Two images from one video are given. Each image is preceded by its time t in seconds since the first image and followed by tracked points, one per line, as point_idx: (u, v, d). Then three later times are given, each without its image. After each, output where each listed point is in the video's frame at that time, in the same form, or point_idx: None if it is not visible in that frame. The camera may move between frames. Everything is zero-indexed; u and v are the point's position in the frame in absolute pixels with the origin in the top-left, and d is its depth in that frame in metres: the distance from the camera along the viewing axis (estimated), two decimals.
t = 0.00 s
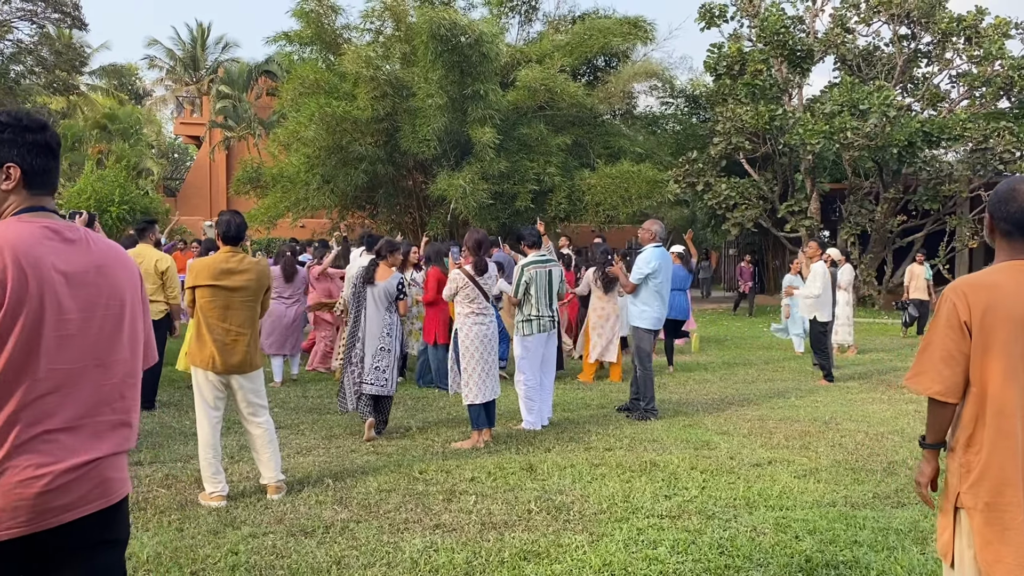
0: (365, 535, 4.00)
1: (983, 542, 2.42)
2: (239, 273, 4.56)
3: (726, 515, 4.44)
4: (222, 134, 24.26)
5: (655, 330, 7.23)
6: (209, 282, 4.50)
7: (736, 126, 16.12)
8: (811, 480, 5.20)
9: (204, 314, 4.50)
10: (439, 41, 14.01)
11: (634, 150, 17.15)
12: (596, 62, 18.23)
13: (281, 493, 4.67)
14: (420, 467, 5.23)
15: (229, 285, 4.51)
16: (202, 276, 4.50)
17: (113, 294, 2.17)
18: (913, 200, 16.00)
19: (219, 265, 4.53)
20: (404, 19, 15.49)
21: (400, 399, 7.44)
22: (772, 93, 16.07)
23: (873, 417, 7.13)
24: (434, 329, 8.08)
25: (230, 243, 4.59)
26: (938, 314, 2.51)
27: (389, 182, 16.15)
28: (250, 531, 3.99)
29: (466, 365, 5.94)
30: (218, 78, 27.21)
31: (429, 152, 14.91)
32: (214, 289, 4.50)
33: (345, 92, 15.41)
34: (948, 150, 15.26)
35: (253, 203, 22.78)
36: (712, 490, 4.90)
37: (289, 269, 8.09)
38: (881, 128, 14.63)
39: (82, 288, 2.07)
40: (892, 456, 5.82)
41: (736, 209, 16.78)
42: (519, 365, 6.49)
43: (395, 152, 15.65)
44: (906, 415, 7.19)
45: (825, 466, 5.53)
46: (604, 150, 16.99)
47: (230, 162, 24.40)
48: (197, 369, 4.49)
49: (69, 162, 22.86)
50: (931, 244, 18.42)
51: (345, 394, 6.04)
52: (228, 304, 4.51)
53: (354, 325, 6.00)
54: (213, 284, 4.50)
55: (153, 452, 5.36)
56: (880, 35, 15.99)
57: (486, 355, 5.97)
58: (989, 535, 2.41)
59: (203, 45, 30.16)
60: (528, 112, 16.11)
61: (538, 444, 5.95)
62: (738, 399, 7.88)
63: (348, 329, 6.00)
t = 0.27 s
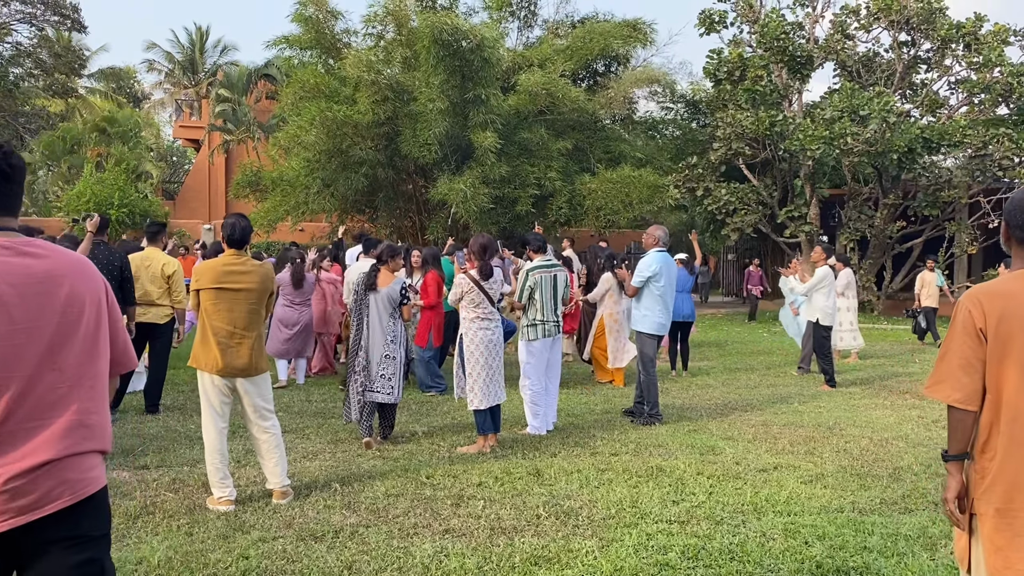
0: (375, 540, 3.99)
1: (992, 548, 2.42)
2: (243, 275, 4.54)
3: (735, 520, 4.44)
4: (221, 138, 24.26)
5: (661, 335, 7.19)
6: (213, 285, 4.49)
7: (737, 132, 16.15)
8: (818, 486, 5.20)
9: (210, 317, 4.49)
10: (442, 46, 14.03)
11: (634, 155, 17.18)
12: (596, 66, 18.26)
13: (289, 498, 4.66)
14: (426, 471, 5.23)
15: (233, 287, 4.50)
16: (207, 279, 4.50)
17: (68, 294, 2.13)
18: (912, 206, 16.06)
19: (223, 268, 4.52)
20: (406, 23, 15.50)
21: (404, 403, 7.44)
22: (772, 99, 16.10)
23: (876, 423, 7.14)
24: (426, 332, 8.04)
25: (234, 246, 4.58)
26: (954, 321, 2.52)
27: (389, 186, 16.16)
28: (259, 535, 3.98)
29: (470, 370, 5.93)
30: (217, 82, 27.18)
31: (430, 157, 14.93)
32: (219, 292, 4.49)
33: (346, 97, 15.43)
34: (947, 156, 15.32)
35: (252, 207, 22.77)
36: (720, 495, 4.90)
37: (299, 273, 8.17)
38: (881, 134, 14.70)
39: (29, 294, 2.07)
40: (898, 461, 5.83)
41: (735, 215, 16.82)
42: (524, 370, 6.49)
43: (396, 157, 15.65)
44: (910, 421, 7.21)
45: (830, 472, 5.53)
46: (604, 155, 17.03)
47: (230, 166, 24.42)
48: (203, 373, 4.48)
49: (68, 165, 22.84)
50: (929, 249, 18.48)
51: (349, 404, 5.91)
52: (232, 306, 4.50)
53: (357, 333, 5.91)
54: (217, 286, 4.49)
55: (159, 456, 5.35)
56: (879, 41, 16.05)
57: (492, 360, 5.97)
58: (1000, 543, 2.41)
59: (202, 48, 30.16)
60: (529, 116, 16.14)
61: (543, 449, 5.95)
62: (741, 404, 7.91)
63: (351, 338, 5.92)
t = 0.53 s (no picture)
0: (381, 546, 3.98)
1: (1009, 559, 2.42)
2: (255, 279, 4.54)
3: (740, 527, 4.44)
4: (220, 141, 24.26)
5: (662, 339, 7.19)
6: (225, 289, 4.49)
7: (737, 138, 16.19)
8: (822, 493, 5.20)
9: (222, 322, 4.49)
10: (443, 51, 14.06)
11: (634, 160, 17.21)
12: (596, 72, 18.29)
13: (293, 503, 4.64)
14: (431, 477, 5.22)
15: (245, 292, 4.49)
16: (219, 284, 4.50)
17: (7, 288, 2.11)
18: (911, 213, 16.10)
19: (235, 272, 4.52)
20: (408, 28, 15.52)
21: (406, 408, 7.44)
22: (772, 106, 16.14)
23: (879, 430, 7.15)
24: (426, 338, 8.13)
25: (246, 250, 4.58)
26: (968, 331, 2.53)
27: (389, 191, 16.17)
28: (265, 541, 3.97)
29: (473, 376, 5.92)
30: (217, 85, 27.18)
31: (431, 161, 14.93)
32: (231, 296, 4.49)
33: (346, 101, 15.43)
34: (946, 163, 15.36)
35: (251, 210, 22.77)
36: (724, 502, 4.90)
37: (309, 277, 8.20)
38: (881, 141, 14.75)
39: None
40: (901, 468, 5.84)
41: (735, 220, 16.85)
42: (527, 375, 6.49)
43: (396, 161, 15.65)
44: (912, 428, 7.22)
45: (834, 478, 5.53)
46: (604, 160, 17.06)
47: (229, 170, 24.42)
48: (215, 378, 4.49)
49: (67, 168, 22.83)
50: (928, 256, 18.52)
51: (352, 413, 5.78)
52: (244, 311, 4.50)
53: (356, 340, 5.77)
54: (229, 291, 4.49)
55: (163, 461, 5.33)
56: (879, 48, 16.09)
57: (495, 366, 5.97)
58: (1016, 552, 2.41)
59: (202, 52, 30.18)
60: (529, 121, 16.16)
61: (548, 455, 5.95)
62: (743, 410, 7.91)
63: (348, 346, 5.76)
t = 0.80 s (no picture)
0: (386, 551, 3.97)
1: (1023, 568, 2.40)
2: (270, 283, 4.57)
3: (746, 533, 4.43)
4: (220, 144, 24.26)
5: (661, 342, 7.13)
6: (240, 292, 4.51)
7: (738, 143, 16.20)
8: (827, 499, 5.19)
9: (237, 324, 4.50)
10: (445, 54, 14.07)
11: (635, 164, 17.22)
12: (597, 76, 18.29)
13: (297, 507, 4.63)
14: (434, 481, 5.21)
15: (260, 295, 4.52)
16: (234, 287, 4.51)
17: None
18: (912, 218, 16.11)
19: (250, 276, 4.54)
20: (410, 31, 15.51)
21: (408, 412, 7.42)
22: (773, 110, 16.15)
23: (882, 435, 7.14)
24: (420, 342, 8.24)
25: (260, 255, 4.60)
26: (977, 338, 2.53)
27: (390, 194, 16.16)
28: (269, 545, 3.96)
29: (477, 380, 5.91)
30: (217, 88, 27.18)
31: (432, 165, 14.93)
32: (246, 299, 4.50)
33: (347, 104, 15.43)
34: (947, 168, 15.38)
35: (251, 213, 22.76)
36: (729, 508, 4.89)
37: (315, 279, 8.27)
38: (882, 146, 14.76)
39: None
40: (905, 474, 5.83)
41: (735, 225, 16.85)
42: (530, 380, 6.48)
43: (397, 164, 15.65)
44: (915, 434, 7.21)
45: (838, 484, 5.52)
46: (605, 164, 17.05)
47: (229, 172, 24.42)
48: (227, 381, 4.48)
49: (68, 170, 22.82)
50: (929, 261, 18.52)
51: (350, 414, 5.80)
52: (259, 315, 4.53)
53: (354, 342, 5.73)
54: (244, 294, 4.51)
55: (165, 464, 5.32)
56: (880, 53, 16.11)
57: (499, 371, 5.95)
58: None
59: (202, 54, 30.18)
60: (531, 124, 16.16)
61: (551, 460, 5.93)
62: (744, 415, 7.90)
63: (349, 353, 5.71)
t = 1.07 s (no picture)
0: (388, 555, 3.93)
1: None
2: (284, 286, 4.56)
3: (750, 538, 4.40)
4: (222, 148, 24.27)
5: (656, 346, 7.07)
6: (255, 294, 4.50)
7: (740, 147, 16.20)
8: (831, 504, 5.16)
9: (251, 327, 4.48)
10: (448, 58, 14.08)
11: (636, 169, 17.22)
12: (599, 80, 18.29)
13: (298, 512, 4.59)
14: (437, 485, 5.18)
15: (275, 298, 4.51)
16: (248, 289, 4.50)
17: None
18: (914, 224, 16.10)
19: (264, 277, 4.53)
20: (414, 34, 15.51)
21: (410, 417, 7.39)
22: (776, 115, 16.15)
23: (886, 441, 7.11)
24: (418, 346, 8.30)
25: (274, 257, 4.59)
26: (983, 342, 2.50)
27: (392, 198, 16.16)
28: (270, 549, 3.93)
29: (483, 384, 5.87)
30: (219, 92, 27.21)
31: (434, 168, 14.93)
32: (261, 302, 4.49)
33: (349, 108, 15.43)
34: (949, 174, 15.38)
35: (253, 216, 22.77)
36: (733, 513, 4.85)
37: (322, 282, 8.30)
38: (885, 151, 14.75)
39: None
40: (910, 480, 5.79)
41: (737, 230, 16.84)
42: (532, 384, 6.45)
43: (399, 168, 15.64)
44: (919, 439, 7.17)
45: (843, 490, 5.49)
46: (607, 168, 17.05)
47: (231, 176, 24.43)
48: (240, 383, 4.44)
49: (69, 173, 22.84)
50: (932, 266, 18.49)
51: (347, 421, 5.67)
52: (273, 316, 4.51)
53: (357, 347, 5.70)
54: (259, 296, 4.49)
55: (166, 467, 5.29)
56: (883, 58, 16.10)
57: (505, 376, 5.92)
58: None
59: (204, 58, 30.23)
60: (532, 128, 16.17)
61: (553, 464, 5.90)
62: (747, 420, 7.86)
63: (350, 361, 5.70)
